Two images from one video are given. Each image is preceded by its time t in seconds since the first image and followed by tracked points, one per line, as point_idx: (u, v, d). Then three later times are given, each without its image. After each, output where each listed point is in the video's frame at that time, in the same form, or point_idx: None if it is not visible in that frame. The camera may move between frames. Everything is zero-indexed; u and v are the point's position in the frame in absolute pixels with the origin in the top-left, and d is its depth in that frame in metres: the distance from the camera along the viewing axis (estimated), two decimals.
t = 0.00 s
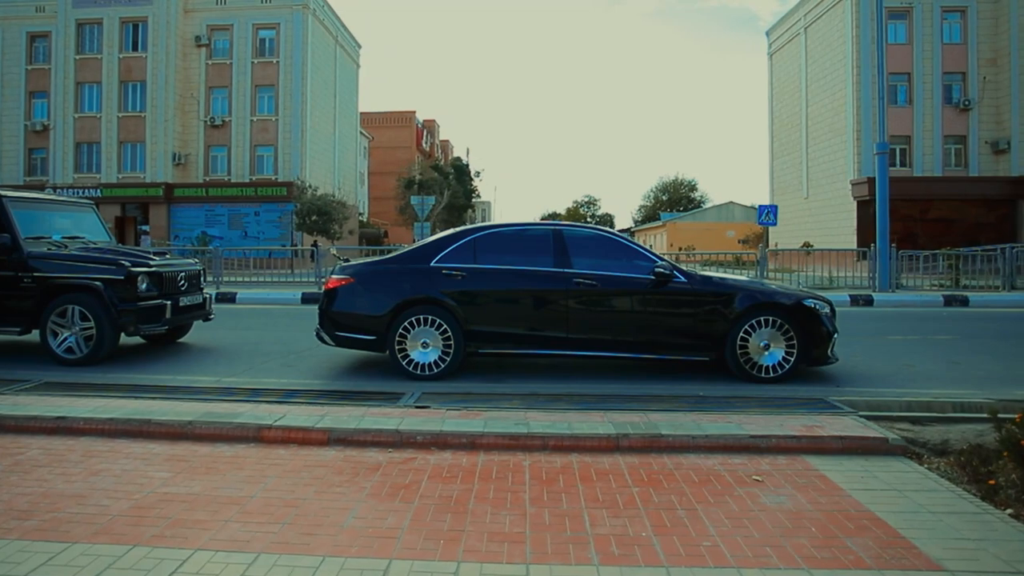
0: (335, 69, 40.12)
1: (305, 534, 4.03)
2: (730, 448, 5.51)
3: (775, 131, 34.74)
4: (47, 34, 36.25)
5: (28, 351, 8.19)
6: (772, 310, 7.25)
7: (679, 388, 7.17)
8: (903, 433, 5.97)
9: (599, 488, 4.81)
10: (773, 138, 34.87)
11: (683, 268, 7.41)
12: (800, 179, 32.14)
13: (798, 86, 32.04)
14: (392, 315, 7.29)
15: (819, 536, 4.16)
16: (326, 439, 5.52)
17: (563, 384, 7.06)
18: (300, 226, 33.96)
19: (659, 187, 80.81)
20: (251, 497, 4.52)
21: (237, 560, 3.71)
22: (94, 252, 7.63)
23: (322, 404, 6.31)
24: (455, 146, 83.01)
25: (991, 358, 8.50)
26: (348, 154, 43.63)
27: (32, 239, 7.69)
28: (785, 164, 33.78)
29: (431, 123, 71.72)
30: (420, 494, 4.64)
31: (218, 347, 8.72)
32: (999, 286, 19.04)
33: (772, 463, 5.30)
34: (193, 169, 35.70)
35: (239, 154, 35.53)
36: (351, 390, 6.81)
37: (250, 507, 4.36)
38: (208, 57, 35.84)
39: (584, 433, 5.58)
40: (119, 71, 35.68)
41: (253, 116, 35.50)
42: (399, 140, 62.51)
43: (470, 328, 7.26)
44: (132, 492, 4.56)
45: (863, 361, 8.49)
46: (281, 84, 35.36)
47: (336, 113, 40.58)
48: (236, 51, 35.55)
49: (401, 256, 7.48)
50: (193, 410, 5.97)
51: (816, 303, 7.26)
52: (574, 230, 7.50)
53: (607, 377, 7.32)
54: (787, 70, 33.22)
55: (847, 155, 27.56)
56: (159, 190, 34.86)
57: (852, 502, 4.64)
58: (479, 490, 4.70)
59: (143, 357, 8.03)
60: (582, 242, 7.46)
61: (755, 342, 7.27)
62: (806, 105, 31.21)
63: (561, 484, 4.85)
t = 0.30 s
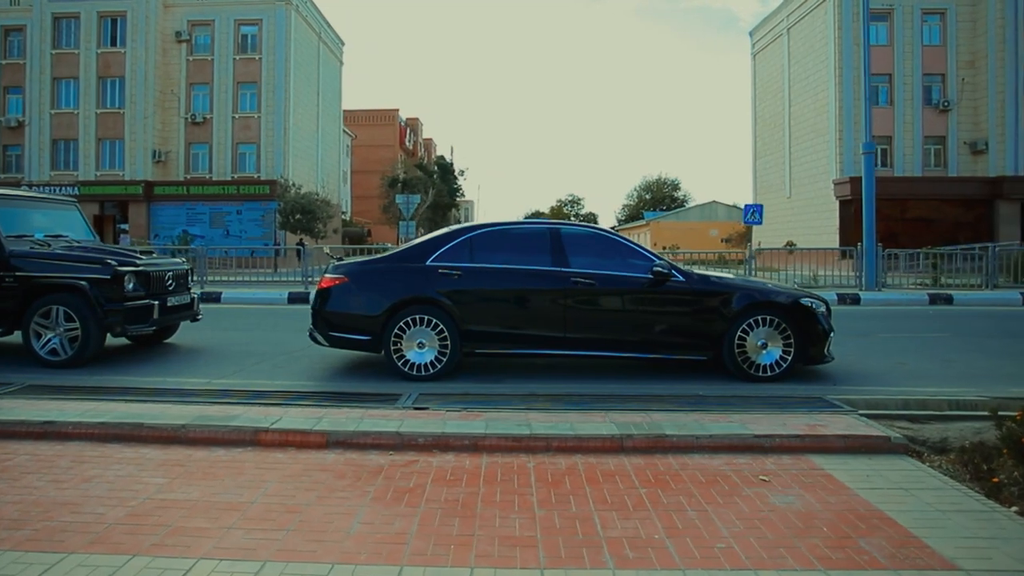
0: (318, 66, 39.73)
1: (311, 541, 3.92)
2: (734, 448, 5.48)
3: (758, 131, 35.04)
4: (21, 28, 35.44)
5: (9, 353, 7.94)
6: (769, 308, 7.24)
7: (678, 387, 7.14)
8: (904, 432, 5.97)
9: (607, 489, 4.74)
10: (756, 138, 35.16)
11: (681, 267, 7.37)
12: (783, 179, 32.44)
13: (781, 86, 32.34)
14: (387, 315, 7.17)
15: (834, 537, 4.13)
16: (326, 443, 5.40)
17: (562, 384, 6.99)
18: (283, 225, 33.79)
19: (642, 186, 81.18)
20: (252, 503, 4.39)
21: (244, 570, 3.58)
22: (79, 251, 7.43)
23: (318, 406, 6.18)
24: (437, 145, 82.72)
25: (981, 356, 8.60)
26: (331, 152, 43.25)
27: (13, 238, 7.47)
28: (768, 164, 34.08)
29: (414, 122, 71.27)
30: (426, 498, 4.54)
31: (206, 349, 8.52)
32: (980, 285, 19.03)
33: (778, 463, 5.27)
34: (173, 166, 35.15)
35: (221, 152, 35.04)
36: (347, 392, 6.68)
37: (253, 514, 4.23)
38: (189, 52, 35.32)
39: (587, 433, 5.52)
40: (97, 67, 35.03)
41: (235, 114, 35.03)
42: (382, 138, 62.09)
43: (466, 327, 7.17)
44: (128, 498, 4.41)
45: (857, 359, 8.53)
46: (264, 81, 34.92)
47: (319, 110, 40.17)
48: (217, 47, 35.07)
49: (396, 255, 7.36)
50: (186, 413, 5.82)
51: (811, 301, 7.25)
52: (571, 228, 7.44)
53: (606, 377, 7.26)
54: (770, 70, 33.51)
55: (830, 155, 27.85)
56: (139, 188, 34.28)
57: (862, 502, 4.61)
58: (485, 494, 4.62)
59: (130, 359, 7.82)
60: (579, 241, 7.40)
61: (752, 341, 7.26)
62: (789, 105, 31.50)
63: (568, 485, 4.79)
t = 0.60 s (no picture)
0: (303, 63, 39.35)
1: (320, 548, 3.81)
2: (740, 448, 5.45)
3: (743, 130, 35.29)
4: None
5: None
6: (768, 308, 7.23)
7: (678, 387, 7.10)
8: (906, 431, 5.98)
9: (617, 491, 4.68)
10: (741, 137, 35.42)
11: (680, 267, 7.34)
12: (769, 178, 32.69)
13: (767, 86, 32.58)
14: (384, 314, 7.07)
15: (848, 537, 4.10)
16: (327, 446, 5.28)
17: (562, 385, 6.92)
18: (268, 225, 33.73)
19: (628, 185, 81.49)
20: (256, 509, 4.26)
21: None
22: (67, 250, 7.23)
23: (317, 408, 6.05)
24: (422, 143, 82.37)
25: (974, 354, 8.66)
26: (316, 150, 42.85)
27: None
28: (753, 164, 34.33)
29: (399, 120, 70.90)
30: (435, 501, 4.45)
31: (196, 350, 8.35)
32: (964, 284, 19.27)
33: (784, 463, 5.24)
34: (155, 164, 34.63)
35: (204, 149, 34.56)
36: (344, 393, 6.56)
37: (258, 520, 4.11)
38: (171, 49, 34.82)
39: (593, 434, 5.46)
40: (77, 63, 34.41)
41: (218, 111, 34.59)
42: (366, 137, 61.69)
43: (465, 328, 7.08)
44: (126, 506, 4.27)
45: (853, 358, 8.55)
46: (248, 78, 34.50)
47: (304, 108, 39.79)
48: (200, 43, 34.61)
49: (394, 254, 7.25)
50: (180, 416, 5.67)
51: (810, 300, 7.25)
52: (571, 227, 7.38)
53: (605, 378, 7.21)
54: (755, 70, 33.76)
55: (816, 155, 28.09)
56: (120, 186, 33.73)
57: (872, 502, 4.60)
58: (494, 496, 4.54)
59: (118, 361, 7.63)
60: (579, 240, 7.34)
61: (751, 340, 7.24)
62: (775, 105, 31.73)
63: (578, 487, 4.72)
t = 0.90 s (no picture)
0: (288, 60, 38.96)
1: (333, 555, 3.72)
2: (747, 449, 5.43)
3: (728, 130, 35.53)
4: None
5: None
6: (768, 308, 7.24)
7: (679, 388, 7.08)
8: (909, 430, 6.01)
9: (629, 494, 4.63)
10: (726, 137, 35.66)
11: (680, 267, 7.32)
12: (754, 178, 32.93)
13: (752, 86, 32.82)
14: (384, 315, 6.97)
15: (864, 539, 4.09)
16: (331, 450, 5.18)
17: (563, 385, 6.87)
18: (253, 224, 33.31)
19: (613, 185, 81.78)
20: (263, 516, 4.16)
21: None
22: (54, 250, 7.04)
23: (317, 411, 5.94)
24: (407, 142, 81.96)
25: (969, 353, 8.74)
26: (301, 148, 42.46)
27: None
28: (739, 164, 34.57)
29: (384, 119, 70.51)
30: (446, 506, 4.38)
31: (186, 352, 8.18)
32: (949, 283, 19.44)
33: (792, 463, 5.23)
34: (137, 162, 34.10)
35: (187, 147, 34.08)
36: (344, 396, 6.45)
37: (266, 527, 4.01)
38: (154, 45, 34.31)
39: (600, 436, 5.41)
40: (57, 58, 33.80)
41: (201, 109, 34.13)
42: (351, 135, 61.26)
43: (465, 328, 7.00)
44: (128, 513, 4.14)
45: (849, 358, 8.59)
46: (232, 75, 34.07)
47: (289, 105, 39.40)
48: (183, 40, 34.13)
49: (393, 254, 7.16)
50: (178, 420, 5.53)
51: (810, 300, 7.27)
52: (571, 227, 7.33)
53: (606, 378, 7.17)
54: (741, 71, 34.00)
55: (801, 154, 28.33)
56: (101, 184, 33.19)
57: (883, 502, 4.59)
58: (505, 500, 4.47)
59: (108, 364, 7.45)
60: (579, 239, 7.30)
61: (752, 340, 7.24)
62: (760, 105, 31.97)
63: (589, 490, 4.67)
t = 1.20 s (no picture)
0: (273, 57, 38.55)
1: (345, 561, 3.64)
2: (752, 448, 5.42)
3: (714, 129, 35.76)
4: None
5: None
6: (768, 307, 7.24)
7: (680, 387, 7.06)
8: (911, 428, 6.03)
9: (640, 494, 4.59)
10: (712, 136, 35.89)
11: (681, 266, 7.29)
12: (740, 178, 33.17)
13: (739, 86, 33.03)
14: (382, 315, 6.87)
15: (877, 537, 4.08)
16: (335, 452, 5.09)
17: (564, 386, 6.82)
18: (238, 221, 32.80)
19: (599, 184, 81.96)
20: (270, 521, 4.07)
21: None
22: (44, 249, 6.87)
23: (317, 413, 5.84)
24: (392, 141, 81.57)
25: (961, 352, 8.83)
26: (286, 146, 42.07)
27: None
28: (725, 164, 34.79)
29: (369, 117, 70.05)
30: (456, 508, 4.31)
31: (178, 353, 8.02)
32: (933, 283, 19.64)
33: (799, 462, 5.23)
34: (119, 160, 33.58)
35: (170, 144, 33.60)
36: (343, 397, 6.35)
37: (275, 533, 3.92)
38: (137, 41, 33.80)
39: (606, 436, 5.37)
40: (36, 54, 33.20)
41: (185, 106, 33.66)
42: (335, 133, 60.83)
43: (465, 329, 6.92)
44: (130, 520, 4.03)
45: (845, 357, 8.63)
46: (216, 72, 33.62)
47: (274, 103, 39.01)
48: (167, 36, 33.65)
49: (391, 253, 7.07)
50: (176, 423, 5.40)
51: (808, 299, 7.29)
52: (571, 226, 7.29)
53: (606, 378, 7.14)
54: (727, 71, 34.21)
55: (787, 154, 28.55)
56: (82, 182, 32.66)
57: (894, 501, 4.58)
58: (515, 502, 4.41)
59: (97, 366, 7.28)
60: (579, 238, 7.25)
61: (751, 339, 7.25)
62: (746, 105, 32.19)
63: (600, 491, 4.62)
